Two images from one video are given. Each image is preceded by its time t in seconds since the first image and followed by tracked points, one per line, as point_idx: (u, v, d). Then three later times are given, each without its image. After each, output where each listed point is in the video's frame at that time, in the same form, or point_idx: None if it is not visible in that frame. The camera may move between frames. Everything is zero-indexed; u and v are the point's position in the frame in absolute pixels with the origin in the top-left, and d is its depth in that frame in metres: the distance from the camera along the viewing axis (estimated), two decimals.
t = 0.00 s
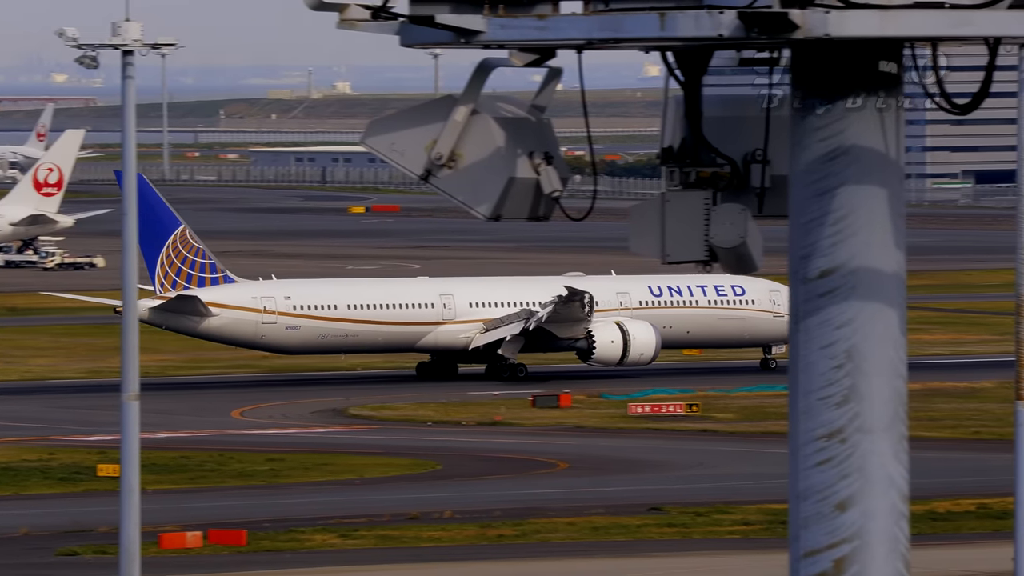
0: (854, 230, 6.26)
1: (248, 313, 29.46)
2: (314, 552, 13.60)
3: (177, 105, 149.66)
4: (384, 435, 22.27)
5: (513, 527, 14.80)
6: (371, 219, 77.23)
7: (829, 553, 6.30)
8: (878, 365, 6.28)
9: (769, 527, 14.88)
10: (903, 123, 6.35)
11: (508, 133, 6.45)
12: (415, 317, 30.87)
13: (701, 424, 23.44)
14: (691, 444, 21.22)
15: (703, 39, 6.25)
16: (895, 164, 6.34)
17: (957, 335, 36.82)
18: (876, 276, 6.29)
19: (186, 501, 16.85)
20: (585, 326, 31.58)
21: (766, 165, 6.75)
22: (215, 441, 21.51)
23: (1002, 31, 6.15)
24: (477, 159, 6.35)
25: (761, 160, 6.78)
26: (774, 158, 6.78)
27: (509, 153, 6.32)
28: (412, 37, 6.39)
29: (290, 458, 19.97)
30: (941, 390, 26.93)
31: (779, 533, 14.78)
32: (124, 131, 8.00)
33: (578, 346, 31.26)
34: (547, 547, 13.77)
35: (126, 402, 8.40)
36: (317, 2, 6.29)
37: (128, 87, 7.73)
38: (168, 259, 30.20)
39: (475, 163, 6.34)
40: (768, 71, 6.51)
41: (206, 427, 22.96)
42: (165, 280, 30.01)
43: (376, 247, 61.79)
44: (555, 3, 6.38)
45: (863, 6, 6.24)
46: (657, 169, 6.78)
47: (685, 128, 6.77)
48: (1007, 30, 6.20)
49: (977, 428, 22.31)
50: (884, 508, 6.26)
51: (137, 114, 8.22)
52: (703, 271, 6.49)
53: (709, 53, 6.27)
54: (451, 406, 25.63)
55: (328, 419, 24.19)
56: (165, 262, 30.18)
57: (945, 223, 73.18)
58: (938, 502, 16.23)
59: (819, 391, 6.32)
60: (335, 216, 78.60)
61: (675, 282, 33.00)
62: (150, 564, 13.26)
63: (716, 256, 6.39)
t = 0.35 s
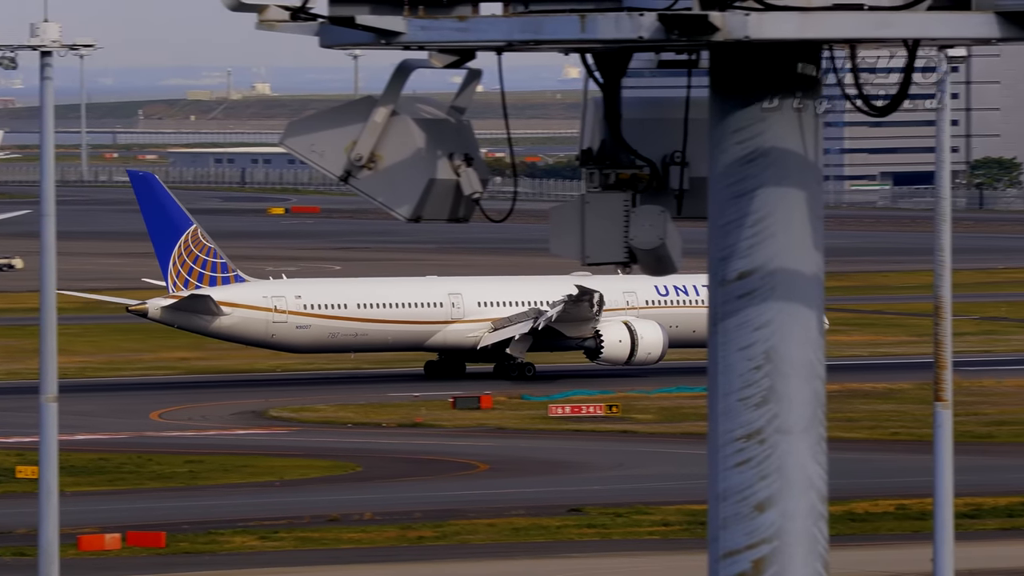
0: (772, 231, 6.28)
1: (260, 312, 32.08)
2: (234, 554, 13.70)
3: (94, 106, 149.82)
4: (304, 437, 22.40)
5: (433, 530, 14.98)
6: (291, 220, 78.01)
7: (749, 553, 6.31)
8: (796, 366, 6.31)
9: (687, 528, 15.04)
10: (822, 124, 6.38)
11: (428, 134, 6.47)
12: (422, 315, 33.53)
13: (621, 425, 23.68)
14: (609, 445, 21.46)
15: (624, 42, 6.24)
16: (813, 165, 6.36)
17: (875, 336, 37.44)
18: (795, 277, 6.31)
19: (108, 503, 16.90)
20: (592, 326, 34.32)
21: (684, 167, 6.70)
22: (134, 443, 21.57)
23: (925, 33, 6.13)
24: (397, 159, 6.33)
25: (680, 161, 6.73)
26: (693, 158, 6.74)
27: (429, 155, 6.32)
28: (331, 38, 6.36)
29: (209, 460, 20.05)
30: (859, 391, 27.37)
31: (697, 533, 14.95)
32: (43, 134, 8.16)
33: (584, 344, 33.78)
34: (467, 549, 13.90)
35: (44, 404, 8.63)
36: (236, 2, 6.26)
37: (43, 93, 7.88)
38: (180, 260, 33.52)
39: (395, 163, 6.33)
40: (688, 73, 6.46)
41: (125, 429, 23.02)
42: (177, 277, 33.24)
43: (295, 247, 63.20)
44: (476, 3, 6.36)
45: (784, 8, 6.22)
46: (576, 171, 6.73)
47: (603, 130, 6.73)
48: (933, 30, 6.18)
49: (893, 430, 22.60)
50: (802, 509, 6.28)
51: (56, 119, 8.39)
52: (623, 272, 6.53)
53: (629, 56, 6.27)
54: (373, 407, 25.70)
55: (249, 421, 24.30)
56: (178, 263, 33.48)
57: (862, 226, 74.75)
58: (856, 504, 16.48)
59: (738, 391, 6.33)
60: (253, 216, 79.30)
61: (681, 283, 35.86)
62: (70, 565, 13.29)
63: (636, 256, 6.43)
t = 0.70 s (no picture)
0: (692, 233, 6.30)
1: (267, 311, 30.71)
2: (153, 556, 13.72)
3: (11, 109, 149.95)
4: (221, 438, 22.40)
5: (353, 531, 14.99)
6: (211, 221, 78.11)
7: (668, 554, 6.33)
8: (715, 368, 6.34)
9: (608, 529, 15.01)
10: (740, 126, 6.40)
11: (348, 136, 6.48)
12: (428, 314, 32.20)
13: (541, 426, 23.71)
14: (528, 446, 21.48)
15: (544, 43, 6.20)
16: (732, 166, 6.40)
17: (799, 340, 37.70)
18: (714, 278, 6.34)
19: (28, 505, 16.85)
20: (599, 326, 32.70)
21: (603, 169, 6.65)
22: (50, 445, 21.53)
23: (844, 34, 6.12)
24: (316, 160, 6.35)
25: (599, 163, 6.68)
26: (611, 161, 6.70)
27: (348, 156, 6.34)
28: (252, 38, 6.40)
29: (128, 461, 20.03)
30: (778, 392, 27.50)
31: (618, 533, 14.93)
32: None
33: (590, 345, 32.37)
34: (387, 550, 13.88)
35: None
36: (154, 3, 6.33)
37: None
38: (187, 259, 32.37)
39: (314, 164, 6.35)
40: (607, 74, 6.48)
41: (43, 430, 22.99)
42: (184, 277, 32.11)
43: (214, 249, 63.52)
44: (397, 4, 6.36)
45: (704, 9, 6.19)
46: (497, 173, 6.67)
47: (523, 132, 6.65)
48: (854, 30, 6.17)
49: (812, 431, 22.58)
50: (721, 510, 6.30)
51: None
52: (544, 272, 6.60)
53: (550, 56, 6.26)
54: (292, 409, 25.64)
55: (167, 422, 24.28)
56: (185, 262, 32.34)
57: (782, 227, 75.83)
58: (775, 505, 16.45)
59: (657, 393, 6.36)
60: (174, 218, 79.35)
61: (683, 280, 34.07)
62: None
63: (555, 258, 6.49)
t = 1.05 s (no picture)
0: (611, 234, 6.31)
1: (268, 309, 32.41)
2: (73, 557, 14.39)
3: None
4: (140, 440, 23.21)
5: (272, 532, 15.71)
6: (127, 222, 78.94)
7: (586, 555, 6.34)
8: (635, 369, 6.35)
9: (528, 529, 15.94)
10: (660, 127, 6.42)
11: (267, 137, 6.52)
12: (428, 313, 33.56)
13: (460, 428, 24.70)
14: (445, 447, 22.45)
15: (465, 44, 6.17)
16: (651, 167, 6.42)
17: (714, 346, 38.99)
18: (633, 280, 6.36)
19: None
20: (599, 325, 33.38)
21: (522, 170, 6.80)
22: None
23: (760, 37, 6.11)
24: (235, 161, 6.38)
25: (518, 164, 6.79)
26: (531, 162, 6.81)
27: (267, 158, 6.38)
28: (169, 39, 6.37)
29: (46, 464, 20.78)
30: (696, 393, 28.66)
31: (537, 534, 15.84)
32: None
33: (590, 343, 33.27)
34: (301, 551, 14.61)
35: None
36: (71, 4, 6.31)
37: None
38: (190, 258, 34.05)
39: (233, 165, 6.38)
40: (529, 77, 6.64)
41: None
42: (186, 276, 33.81)
43: (136, 253, 64.68)
44: (316, 6, 6.31)
45: (623, 10, 6.19)
46: (417, 174, 6.66)
47: (443, 133, 6.64)
48: (771, 34, 6.17)
49: (731, 431, 23.67)
50: (640, 511, 6.32)
51: None
52: (465, 274, 6.57)
53: (470, 57, 6.24)
54: (209, 410, 26.43)
55: (85, 424, 25.03)
56: (188, 261, 34.00)
57: (697, 229, 78.91)
58: (692, 505, 17.40)
59: (576, 393, 6.36)
60: (91, 219, 79.84)
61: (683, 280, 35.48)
62: None
63: (476, 260, 6.46)
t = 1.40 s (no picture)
0: (529, 236, 6.45)
1: (268, 308, 33.57)
2: None
3: None
4: (58, 441, 24.09)
5: (190, 535, 16.61)
6: (45, 223, 78.80)
7: (506, 555, 6.45)
8: (554, 370, 6.47)
9: (445, 530, 16.74)
10: (577, 129, 6.57)
11: (186, 137, 6.66)
12: (427, 313, 34.66)
13: (380, 429, 25.49)
14: (364, 448, 23.27)
15: (383, 45, 6.17)
16: (570, 170, 6.54)
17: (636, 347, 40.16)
18: (553, 281, 6.49)
19: None
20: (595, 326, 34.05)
21: (442, 171, 7.46)
22: None
23: (677, 38, 6.14)
24: (152, 162, 6.55)
25: (438, 165, 7.46)
26: (450, 163, 7.45)
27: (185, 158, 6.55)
28: (88, 40, 6.39)
29: None
30: (615, 393, 29.12)
31: (454, 535, 16.65)
32: None
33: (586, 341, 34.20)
34: (217, 553, 15.45)
35: None
36: None
37: None
38: (190, 257, 35.23)
39: (151, 166, 6.55)
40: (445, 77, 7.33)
41: None
42: (186, 274, 35.11)
43: (58, 254, 65.04)
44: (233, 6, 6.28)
45: (542, 12, 6.24)
46: (336, 174, 7.43)
47: (363, 135, 7.39)
48: (690, 34, 6.19)
49: (650, 431, 24.07)
50: (559, 511, 6.44)
51: None
52: (385, 272, 7.30)
53: (388, 58, 6.25)
54: (128, 412, 27.39)
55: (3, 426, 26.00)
56: (187, 260, 35.25)
57: (617, 230, 80.65)
58: (612, 505, 17.90)
59: (497, 394, 6.45)
60: (7, 220, 78.63)
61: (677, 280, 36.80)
62: None
63: (394, 259, 7.20)
